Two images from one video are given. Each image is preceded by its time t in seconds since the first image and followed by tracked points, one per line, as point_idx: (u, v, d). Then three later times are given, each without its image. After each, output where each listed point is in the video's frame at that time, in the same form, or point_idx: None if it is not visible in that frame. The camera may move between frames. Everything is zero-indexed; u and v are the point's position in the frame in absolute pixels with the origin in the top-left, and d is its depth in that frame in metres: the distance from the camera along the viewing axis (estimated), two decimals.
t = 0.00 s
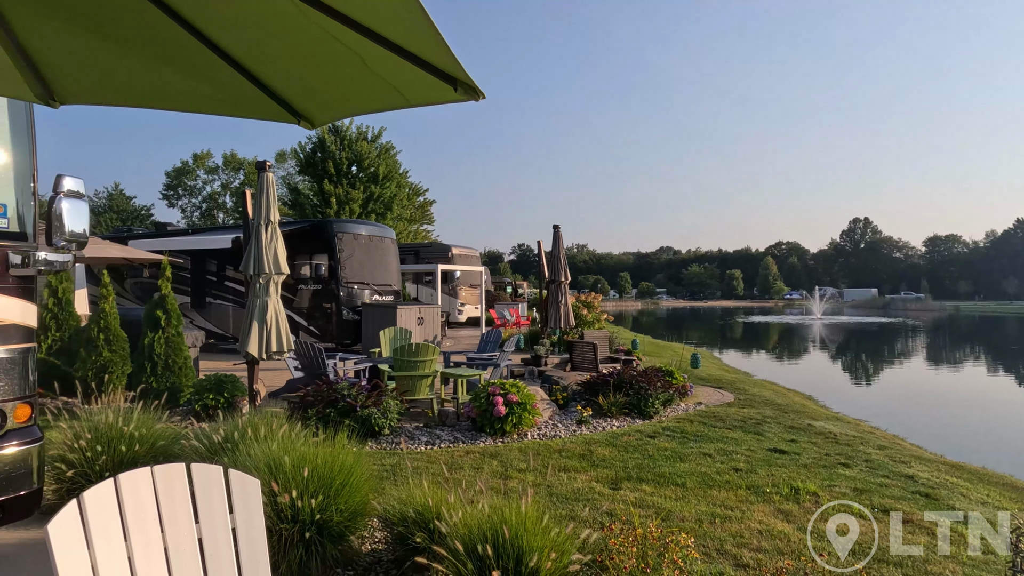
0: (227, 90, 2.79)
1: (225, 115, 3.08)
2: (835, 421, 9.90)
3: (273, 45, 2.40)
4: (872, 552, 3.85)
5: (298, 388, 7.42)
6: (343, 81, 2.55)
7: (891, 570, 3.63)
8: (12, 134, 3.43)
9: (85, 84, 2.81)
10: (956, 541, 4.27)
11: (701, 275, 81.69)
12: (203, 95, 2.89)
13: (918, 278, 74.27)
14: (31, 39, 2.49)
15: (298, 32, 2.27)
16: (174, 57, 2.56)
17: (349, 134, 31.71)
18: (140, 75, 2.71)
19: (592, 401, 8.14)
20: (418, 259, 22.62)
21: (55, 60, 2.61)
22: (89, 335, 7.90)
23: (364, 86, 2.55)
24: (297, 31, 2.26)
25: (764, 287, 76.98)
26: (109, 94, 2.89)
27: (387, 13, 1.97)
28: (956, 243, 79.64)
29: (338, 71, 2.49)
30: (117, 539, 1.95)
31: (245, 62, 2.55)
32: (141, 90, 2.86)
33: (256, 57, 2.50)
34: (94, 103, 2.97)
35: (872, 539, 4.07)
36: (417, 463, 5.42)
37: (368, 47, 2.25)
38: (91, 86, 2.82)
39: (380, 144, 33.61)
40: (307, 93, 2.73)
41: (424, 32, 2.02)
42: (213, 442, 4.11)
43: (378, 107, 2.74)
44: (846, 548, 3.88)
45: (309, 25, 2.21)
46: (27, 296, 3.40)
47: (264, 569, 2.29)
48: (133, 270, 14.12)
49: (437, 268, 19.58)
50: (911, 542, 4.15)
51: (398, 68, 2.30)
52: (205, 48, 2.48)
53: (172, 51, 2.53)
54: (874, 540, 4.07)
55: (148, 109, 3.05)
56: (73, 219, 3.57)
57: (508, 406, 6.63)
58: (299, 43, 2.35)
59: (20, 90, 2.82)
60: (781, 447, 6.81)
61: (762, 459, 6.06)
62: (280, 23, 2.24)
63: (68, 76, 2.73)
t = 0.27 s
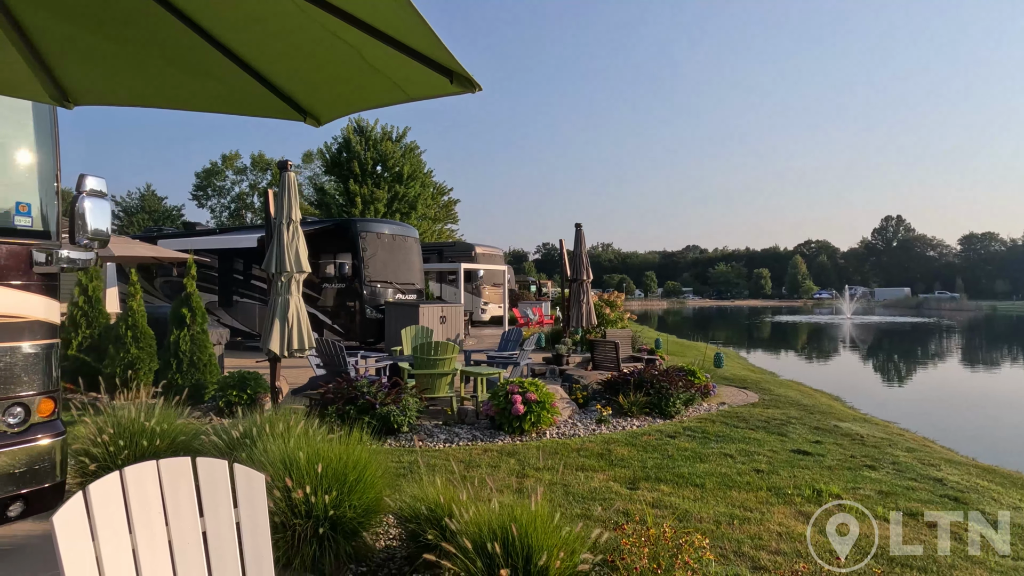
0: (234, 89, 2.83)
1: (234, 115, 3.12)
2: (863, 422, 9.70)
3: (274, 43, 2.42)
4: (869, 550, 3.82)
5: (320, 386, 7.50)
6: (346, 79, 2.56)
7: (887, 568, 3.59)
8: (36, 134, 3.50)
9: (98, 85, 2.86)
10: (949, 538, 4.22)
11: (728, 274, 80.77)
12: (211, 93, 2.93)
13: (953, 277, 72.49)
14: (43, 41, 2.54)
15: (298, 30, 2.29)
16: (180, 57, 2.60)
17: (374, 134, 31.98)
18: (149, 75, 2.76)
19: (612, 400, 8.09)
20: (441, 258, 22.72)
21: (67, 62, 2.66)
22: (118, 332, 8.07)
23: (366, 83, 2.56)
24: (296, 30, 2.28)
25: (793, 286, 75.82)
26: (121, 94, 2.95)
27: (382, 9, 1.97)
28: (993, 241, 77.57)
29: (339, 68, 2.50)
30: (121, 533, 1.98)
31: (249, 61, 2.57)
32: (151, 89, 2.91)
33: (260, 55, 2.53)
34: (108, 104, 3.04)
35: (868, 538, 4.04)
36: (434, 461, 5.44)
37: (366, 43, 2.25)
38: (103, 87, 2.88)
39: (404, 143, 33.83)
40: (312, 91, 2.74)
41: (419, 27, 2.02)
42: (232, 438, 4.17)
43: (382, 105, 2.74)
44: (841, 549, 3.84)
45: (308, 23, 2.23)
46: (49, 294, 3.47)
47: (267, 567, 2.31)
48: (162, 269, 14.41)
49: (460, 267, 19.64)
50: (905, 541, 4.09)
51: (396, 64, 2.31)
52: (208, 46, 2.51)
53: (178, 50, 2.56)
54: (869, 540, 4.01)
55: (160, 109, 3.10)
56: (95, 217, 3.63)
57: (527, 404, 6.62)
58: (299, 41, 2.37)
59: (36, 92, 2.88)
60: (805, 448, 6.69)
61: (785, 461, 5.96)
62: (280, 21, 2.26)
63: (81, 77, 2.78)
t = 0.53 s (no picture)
0: (252, 90, 2.85)
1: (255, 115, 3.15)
2: (904, 428, 9.39)
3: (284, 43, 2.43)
4: (872, 550, 3.83)
5: (350, 386, 7.56)
6: (355, 78, 2.55)
7: (886, 569, 3.56)
8: (70, 136, 3.59)
9: (121, 88, 2.93)
10: (947, 538, 4.21)
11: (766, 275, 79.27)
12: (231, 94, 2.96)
13: (1004, 278, 69.87)
14: (66, 47, 2.60)
15: (304, 30, 2.30)
16: (197, 58, 2.63)
17: (409, 136, 32.27)
18: (169, 77, 2.81)
19: (642, 403, 7.98)
20: (474, 259, 22.78)
21: (91, 66, 2.72)
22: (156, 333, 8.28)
23: (375, 82, 2.55)
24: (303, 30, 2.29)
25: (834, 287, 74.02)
26: (146, 96, 3.00)
27: (383, 8, 1.96)
28: None
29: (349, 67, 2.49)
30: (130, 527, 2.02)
31: (262, 61, 2.59)
32: (173, 90, 2.96)
33: (271, 54, 2.53)
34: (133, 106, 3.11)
35: (870, 538, 4.04)
36: (459, 462, 5.44)
37: (371, 41, 2.24)
38: (126, 88, 2.93)
39: (438, 146, 34.07)
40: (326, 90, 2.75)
41: (418, 25, 2.00)
42: (259, 437, 4.22)
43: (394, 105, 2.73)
44: (843, 548, 3.84)
45: (314, 23, 2.23)
46: (82, 295, 3.56)
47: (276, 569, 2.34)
48: (201, 270, 14.75)
49: (492, 268, 19.65)
50: (908, 541, 4.08)
51: (402, 63, 2.30)
52: (222, 47, 2.53)
53: (195, 52, 2.59)
54: (871, 539, 4.02)
55: (185, 111, 3.16)
56: (126, 220, 3.70)
57: (554, 406, 6.57)
58: (306, 40, 2.37)
59: (64, 99, 2.95)
60: (842, 454, 6.49)
61: (820, 467, 5.79)
62: (285, 21, 2.27)
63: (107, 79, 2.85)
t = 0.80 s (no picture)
0: (281, 97, 2.81)
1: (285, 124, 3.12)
2: (954, 435, 9.02)
3: (310, 48, 2.37)
4: (870, 550, 3.81)
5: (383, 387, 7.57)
6: (383, 81, 2.49)
7: (883, 569, 3.55)
8: (108, 141, 3.64)
9: (153, 97, 2.93)
10: (945, 536, 4.19)
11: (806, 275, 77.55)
12: (261, 102, 2.92)
13: None
14: (97, 56, 2.59)
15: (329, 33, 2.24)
16: (225, 64, 2.60)
17: (444, 138, 32.49)
18: (199, 85, 2.78)
19: (679, 407, 7.82)
20: (508, 260, 22.77)
21: (122, 74, 2.71)
22: (196, 333, 8.43)
23: (404, 86, 2.48)
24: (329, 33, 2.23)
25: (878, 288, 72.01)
26: (177, 105, 2.99)
27: (408, 5, 1.89)
28: None
29: (378, 71, 2.43)
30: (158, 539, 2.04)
31: (290, 66, 2.54)
32: (204, 98, 2.94)
33: (298, 59, 2.48)
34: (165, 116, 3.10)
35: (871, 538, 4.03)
36: (491, 466, 5.38)
37: (396, 41, 2.17)
38: (158, 97, 2.92)
39: (473, 147, 34.21)
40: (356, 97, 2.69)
41: (444, 22, 1.93)
42: (292, 438, 4.22)
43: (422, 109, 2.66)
44: (845, 547, 3.84)
45: (339, 26, 2.17)
46: (119, 297, 3.60)
47: (299, 569, 2.33)
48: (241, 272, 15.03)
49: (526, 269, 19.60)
50: (908, 541, 4.07)
51: (429, 63, 2.23)
52: (250, 53, 2.49)
53: (224, 59, 2.57)
54: (871, 538, 4.03)
55: (215, 119, 3.14)
56: (160, 222, 3.73)
57: (588, 410, 6.46)
58: (332, 43, 2.31)
59: (98, 108, 2.96)
60: (889, 462, 6.23)
61: (866, 476, 5.57)
62: (309, 25, 2.21)
63: (138, 89, 2.84)
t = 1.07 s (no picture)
0: (321, 92, 2.75)
1: (325, 120, 3.06)
2: None
3: (351, 39, 2.30)
4: (869, 552, 3.83)
5: (426, 390, 7.53)
6: (424, 71, 2.40)
7: (881, 569, 3.60)
8: (155, 142, 3.65)
9: (192, 94, 2.89)
10: (946, 536, 4.17)
11: (858, 277, 75.11)
12: (301, 98, 2.87)
13: None
14: (140, 52, 2.57)
15: (369, 21, 2.16)
16: (266, 60, 2.55)
17: (486, 140, 32.57)
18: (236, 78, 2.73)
19: (728, 413, 7.56)
20: (551, 262, 22.62)
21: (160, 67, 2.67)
22: (244, 334, 8.55)
23: (444, 75, 2.39)
24: (370, 21, 2.15)
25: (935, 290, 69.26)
26: (219, 104, 2.96)
27: None
28: None
29: (417, 59, 2.34)
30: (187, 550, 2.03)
31: (330, 60, 2.48)
32: (245, 95, 2.90)
33: (338, 52, 2.42)
34: (203, 112, 3.06)
35: (871, 539, 4.04)
36: (536, 472, 5.26)
37: (438, 26, 2.08)
38: (198, 92, 2.89)
39: (515, 149, 34.22)
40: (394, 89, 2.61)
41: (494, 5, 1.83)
42: (336, 442, 4.19)
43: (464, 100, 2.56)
44: (842, 548, 3.86)
45: (381, 13, 2.09)
46: (166, 299, 3.61)
47: None
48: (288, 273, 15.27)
49: (569, 270, 19.41)
50: (907, 541, 4.08)
51: (472, 48, 2.14)
52: (290, 46, 2.43)
53: (259, 51, 2.49)
54: (871, 540, 4.04)
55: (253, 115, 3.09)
56: (207, 225, 3.74)
57: (635, 415, 6.29)
58: (373, 33, 2.23)
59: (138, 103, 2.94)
60: (957, 475, 5.88)
61: (933, 489, 5.25)
62: (349, 14, 2.13)
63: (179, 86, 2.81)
